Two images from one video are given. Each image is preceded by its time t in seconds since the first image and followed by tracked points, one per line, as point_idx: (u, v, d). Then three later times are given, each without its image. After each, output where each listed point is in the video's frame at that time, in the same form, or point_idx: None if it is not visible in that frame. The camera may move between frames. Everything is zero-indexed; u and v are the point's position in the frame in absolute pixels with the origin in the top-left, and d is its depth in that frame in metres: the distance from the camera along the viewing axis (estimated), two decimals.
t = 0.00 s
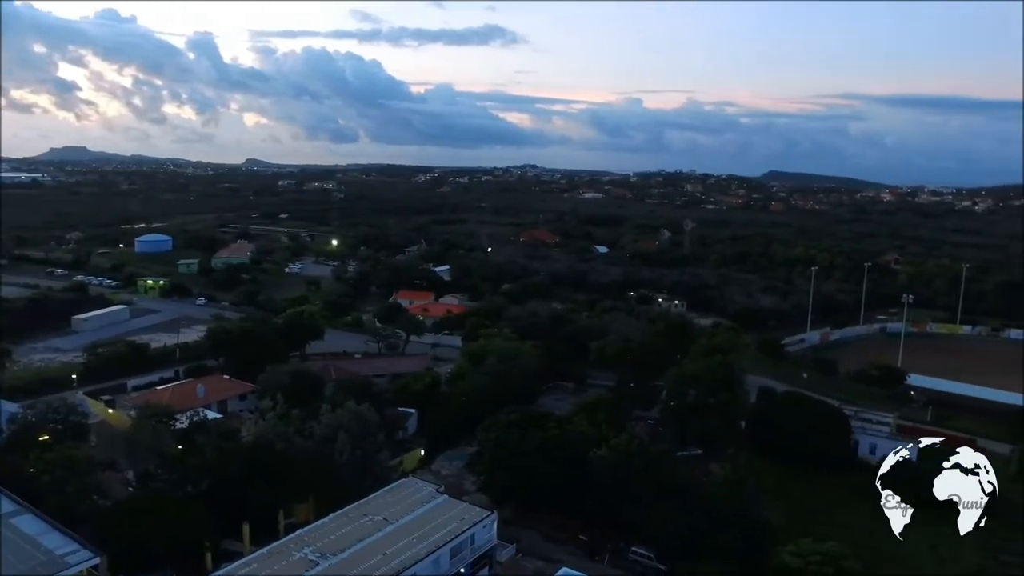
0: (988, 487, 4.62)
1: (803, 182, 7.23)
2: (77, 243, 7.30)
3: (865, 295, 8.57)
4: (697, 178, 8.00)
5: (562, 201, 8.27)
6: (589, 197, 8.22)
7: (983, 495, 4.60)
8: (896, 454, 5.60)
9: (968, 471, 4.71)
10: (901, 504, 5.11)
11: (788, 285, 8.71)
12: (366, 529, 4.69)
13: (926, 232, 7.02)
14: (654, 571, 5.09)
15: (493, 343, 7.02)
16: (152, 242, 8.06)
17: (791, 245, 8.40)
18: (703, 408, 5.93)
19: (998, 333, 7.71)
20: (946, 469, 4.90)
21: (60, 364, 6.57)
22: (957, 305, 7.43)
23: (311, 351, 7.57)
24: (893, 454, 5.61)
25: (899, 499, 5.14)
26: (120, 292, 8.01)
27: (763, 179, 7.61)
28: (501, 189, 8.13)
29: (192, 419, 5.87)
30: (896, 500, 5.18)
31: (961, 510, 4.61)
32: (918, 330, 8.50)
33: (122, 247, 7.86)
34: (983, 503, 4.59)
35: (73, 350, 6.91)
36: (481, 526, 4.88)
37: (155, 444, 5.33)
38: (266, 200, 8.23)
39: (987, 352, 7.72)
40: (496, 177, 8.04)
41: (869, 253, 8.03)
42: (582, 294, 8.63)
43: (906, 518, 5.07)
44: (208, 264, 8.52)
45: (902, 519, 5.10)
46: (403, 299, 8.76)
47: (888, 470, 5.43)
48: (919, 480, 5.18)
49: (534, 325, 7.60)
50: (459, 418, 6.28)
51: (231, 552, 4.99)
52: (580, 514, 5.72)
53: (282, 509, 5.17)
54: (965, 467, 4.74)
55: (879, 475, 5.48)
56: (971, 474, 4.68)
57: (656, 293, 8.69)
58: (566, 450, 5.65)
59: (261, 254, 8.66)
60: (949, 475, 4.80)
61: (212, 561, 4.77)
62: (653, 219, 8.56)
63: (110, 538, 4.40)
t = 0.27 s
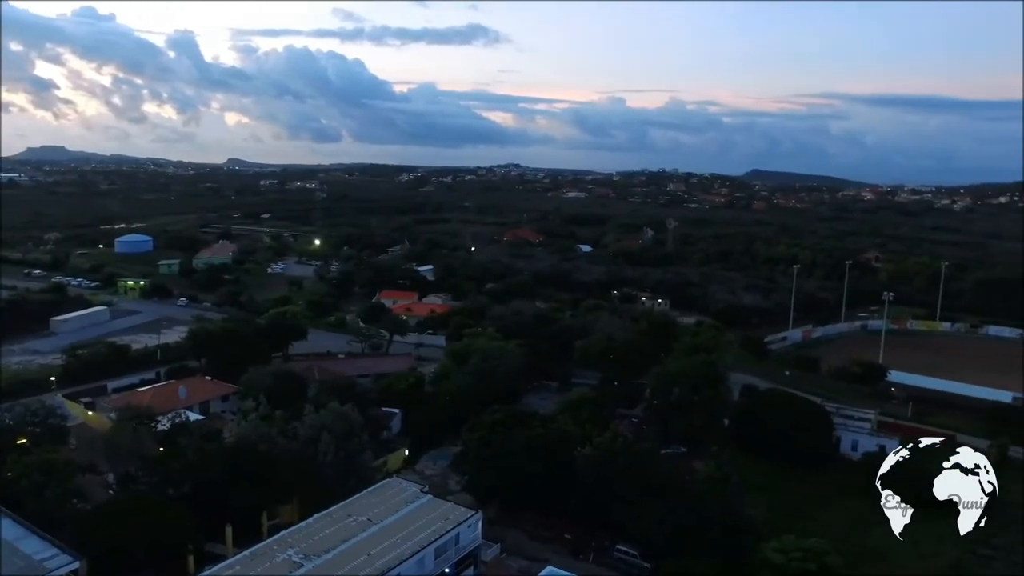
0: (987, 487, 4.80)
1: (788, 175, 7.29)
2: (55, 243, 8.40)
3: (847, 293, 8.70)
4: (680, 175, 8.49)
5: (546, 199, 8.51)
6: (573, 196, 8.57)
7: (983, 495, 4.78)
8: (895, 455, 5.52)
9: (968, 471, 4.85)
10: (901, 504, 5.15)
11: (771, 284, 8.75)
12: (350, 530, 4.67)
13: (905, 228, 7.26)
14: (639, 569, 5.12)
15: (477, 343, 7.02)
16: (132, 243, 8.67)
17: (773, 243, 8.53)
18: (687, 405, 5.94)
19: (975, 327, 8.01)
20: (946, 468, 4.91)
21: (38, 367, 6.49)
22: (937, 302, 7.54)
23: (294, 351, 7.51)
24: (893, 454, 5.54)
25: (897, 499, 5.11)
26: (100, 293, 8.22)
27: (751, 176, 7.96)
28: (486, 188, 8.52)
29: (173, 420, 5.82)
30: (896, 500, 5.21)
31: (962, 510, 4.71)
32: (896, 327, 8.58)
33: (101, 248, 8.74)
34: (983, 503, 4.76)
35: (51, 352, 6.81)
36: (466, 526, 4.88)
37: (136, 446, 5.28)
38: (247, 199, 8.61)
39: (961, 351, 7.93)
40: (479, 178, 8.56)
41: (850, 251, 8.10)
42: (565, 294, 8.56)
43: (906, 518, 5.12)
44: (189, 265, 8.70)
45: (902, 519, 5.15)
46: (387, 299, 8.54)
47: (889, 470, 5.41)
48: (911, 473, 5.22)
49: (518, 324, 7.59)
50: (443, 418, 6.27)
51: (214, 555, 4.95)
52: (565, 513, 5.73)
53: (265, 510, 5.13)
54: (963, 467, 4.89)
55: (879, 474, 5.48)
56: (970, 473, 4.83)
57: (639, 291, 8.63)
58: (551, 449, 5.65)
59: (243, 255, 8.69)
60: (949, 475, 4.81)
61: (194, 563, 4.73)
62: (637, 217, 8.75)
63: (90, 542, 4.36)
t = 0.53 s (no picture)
0: (988, 486, 4.45)
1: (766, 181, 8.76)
2: (31, 245, 6.80)
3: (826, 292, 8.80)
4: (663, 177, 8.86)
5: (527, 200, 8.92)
6: (555, 196, 8.88)
7: (983, 495, 4.49)
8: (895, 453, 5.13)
9: (968, 471, 4.43)
10: (901, 504, 4.83)
11: (751, 282, 8.71)
12: (332, 532, 4.64)
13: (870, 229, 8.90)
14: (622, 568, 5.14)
15: (459, 342, 7.01)
16: (109, 243, 7.61)
17: (754, 242, 8.82)
18: (668, 404, 5.96)
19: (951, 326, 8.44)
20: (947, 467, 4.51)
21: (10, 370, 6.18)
22: (915, 300, 8.53)
23: (275, 352, 7.49)
24: (893, 454, 5.17)
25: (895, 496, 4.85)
26: (75, 295, 7.39)
27: (730, 179, 8.98)
28: (466, 188, 8.67)
29: (152, 423, 5.76)
30: (896, 500, 4.88)
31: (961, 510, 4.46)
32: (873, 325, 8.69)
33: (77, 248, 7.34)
34: (983, 502, 4.50)
35: (24, 355, 6.48)
36: (448, 526, 4.87)
37: (113, 450, 5.21)
38: (227, 200, 8.01)
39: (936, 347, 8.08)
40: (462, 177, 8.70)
41: (829, 250, 8.78)
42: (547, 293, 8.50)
43: (906, 518, 4.83)
44: (169, 265, 8.15)
45: (902, 519, 4.86)
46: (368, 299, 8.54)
47: (887, 469, 5.06)
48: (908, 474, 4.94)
49: (500, 324, 7.58)
50: (426, 418, 6.27)
51: (194, 558, 4.91)
52: (548, 512, 5.73)
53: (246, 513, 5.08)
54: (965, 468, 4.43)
55: (879, 474, 5.12)
56: (971, 473, 4.42)
57: (621, 290, 8.53)
58: (533, 449, 5.65)
59: (223, 254, 8.30)
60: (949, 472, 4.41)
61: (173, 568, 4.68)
62: (618, 217, 8.90)
63: (67, 547, 4.30)
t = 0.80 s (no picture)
0: (989, 487, 4.17)
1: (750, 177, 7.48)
2: None
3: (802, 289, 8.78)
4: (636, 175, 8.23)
5: (503, 199, 8.06)
6: (530, 196, 8.13)
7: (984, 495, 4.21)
8: (897, 453, 5.06)
9: (968, 471, 4.19)
10: (900, 504, 4.85)
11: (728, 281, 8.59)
12: (309, 534, 4.61)
13: (866, 227, 7.35)
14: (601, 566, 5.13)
15: (436, 342, 6.98)
16: (82, 244, 6.51)
17: (731, 241, 8.17)
18: (646, 402, 5.99)
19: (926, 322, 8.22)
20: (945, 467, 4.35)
21: None
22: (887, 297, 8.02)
23: (250, 354, 7.62)
24: (894, 454, 5.14)
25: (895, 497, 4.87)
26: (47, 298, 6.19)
27: (707, 176, 7.86)
28: (443, 187, 8.06)
29: (125, 426, 5.69)
30: (896, 500, 4.89)
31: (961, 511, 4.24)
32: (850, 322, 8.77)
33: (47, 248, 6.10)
34: (984, 503, 4.22)
35: None
36: (427, 526, 4.85)
37: (86, 454, 5.15)
38: (202, 199, 7.50)
39: (912, 344, 8.16)
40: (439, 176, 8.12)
41: (805, 249, 8.09)
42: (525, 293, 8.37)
43: (906, 518, 4.84)
44: (142, 266, 7.28)
45: (903, 519, 4.87)
46: (344, 299, 8.61)
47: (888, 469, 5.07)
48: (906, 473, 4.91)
49: (477, 324, 7.55)
50: (404, 418, 6.27)
51: (169, 562, 4.87)
52: (526, 512, 5.73)
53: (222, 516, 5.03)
54: (962, 468, 4.25)
55: (879, 474, 5.15)
56: (970, 474, 4.18)
57: (599, 289, 8.52)
58: (511, 448, 5.65)
59: (197, 255, 7.79)
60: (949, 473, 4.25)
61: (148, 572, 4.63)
62: (595, 216, 8.23)
63: (39, 554, 4.24)
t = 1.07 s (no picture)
0: (987, 486, 4.49)
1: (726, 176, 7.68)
2: None
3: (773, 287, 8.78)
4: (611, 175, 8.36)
5: (478, 198, 8.05)
6: (506, 196, 8.17)
7: (983, 495, 4.55)
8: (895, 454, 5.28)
9: (968, 471, 4.50)
10: (901, 504, 4.92)
11: (701, 280, 8.55)
12: (284, 537, 4.57)
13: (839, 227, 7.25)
14: (576, 564, 5.17)
15: (411, 343, 6.96)
16: (51, 249, 6.20)
17: (704, 240, 8.17)
18: (621, 400, 6.01)
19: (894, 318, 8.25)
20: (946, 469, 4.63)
21: None
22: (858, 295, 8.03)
23: (224, 356, 7.54)
24: (894, 454, 5.28)
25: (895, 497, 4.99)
26: (12, 300, 6.00)
27: (680, 176, 8.04)
28: (418, 187, 7.98)
29: (95, 431, 5.61)
30: (896, 500, 4.96)
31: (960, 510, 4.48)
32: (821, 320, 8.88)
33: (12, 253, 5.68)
34: (982, 503, 4.54)
35: None
36: (403, 527, 4.84)
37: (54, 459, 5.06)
38: (174, 201, 7.32)
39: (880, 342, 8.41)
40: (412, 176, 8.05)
41: (776, 247, 8.08)
42: (499, 293, 8.62)
43: (905, 518, 4.89)
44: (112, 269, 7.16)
45: (902, 518, 4.93)
46: (320, 300, 8.67)
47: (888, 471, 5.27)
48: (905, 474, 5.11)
49: (453, 324, 7.54)
50: (379, 419, 6.25)
51: (141, 569, 4.80)
52: (502, 512, 5.73)
53: (194, 521, 4.96)
54: (962, 467, 4.55)
55: (879, 474, 5.33)
56: (970, 474, 4.48)
57: (574, 289, 8.65)
58: (487, 448, 5.66)
59: (168, 257, 7.65)
60: (949, 473, 4.53)
61: None
62: (570, 216, 8.28)
63: (6, 560, 4.16)
